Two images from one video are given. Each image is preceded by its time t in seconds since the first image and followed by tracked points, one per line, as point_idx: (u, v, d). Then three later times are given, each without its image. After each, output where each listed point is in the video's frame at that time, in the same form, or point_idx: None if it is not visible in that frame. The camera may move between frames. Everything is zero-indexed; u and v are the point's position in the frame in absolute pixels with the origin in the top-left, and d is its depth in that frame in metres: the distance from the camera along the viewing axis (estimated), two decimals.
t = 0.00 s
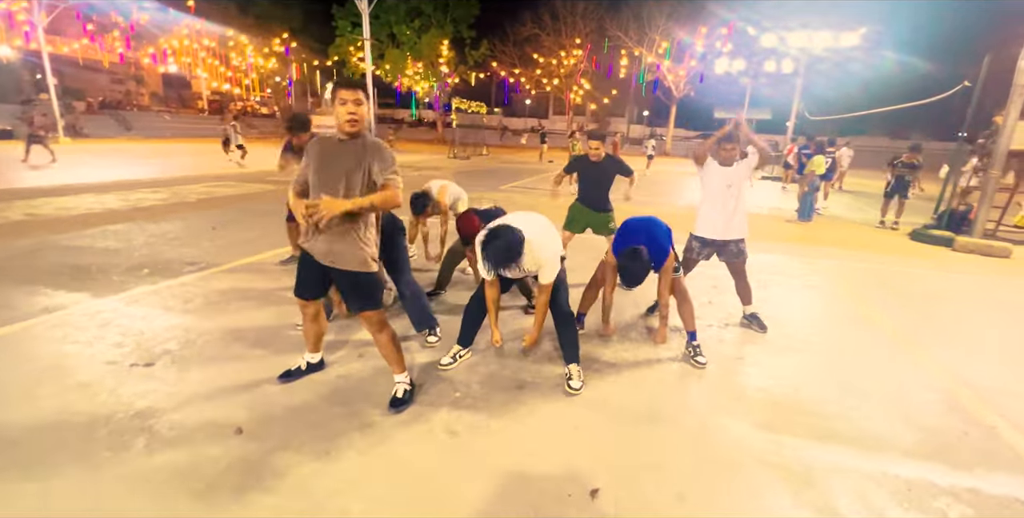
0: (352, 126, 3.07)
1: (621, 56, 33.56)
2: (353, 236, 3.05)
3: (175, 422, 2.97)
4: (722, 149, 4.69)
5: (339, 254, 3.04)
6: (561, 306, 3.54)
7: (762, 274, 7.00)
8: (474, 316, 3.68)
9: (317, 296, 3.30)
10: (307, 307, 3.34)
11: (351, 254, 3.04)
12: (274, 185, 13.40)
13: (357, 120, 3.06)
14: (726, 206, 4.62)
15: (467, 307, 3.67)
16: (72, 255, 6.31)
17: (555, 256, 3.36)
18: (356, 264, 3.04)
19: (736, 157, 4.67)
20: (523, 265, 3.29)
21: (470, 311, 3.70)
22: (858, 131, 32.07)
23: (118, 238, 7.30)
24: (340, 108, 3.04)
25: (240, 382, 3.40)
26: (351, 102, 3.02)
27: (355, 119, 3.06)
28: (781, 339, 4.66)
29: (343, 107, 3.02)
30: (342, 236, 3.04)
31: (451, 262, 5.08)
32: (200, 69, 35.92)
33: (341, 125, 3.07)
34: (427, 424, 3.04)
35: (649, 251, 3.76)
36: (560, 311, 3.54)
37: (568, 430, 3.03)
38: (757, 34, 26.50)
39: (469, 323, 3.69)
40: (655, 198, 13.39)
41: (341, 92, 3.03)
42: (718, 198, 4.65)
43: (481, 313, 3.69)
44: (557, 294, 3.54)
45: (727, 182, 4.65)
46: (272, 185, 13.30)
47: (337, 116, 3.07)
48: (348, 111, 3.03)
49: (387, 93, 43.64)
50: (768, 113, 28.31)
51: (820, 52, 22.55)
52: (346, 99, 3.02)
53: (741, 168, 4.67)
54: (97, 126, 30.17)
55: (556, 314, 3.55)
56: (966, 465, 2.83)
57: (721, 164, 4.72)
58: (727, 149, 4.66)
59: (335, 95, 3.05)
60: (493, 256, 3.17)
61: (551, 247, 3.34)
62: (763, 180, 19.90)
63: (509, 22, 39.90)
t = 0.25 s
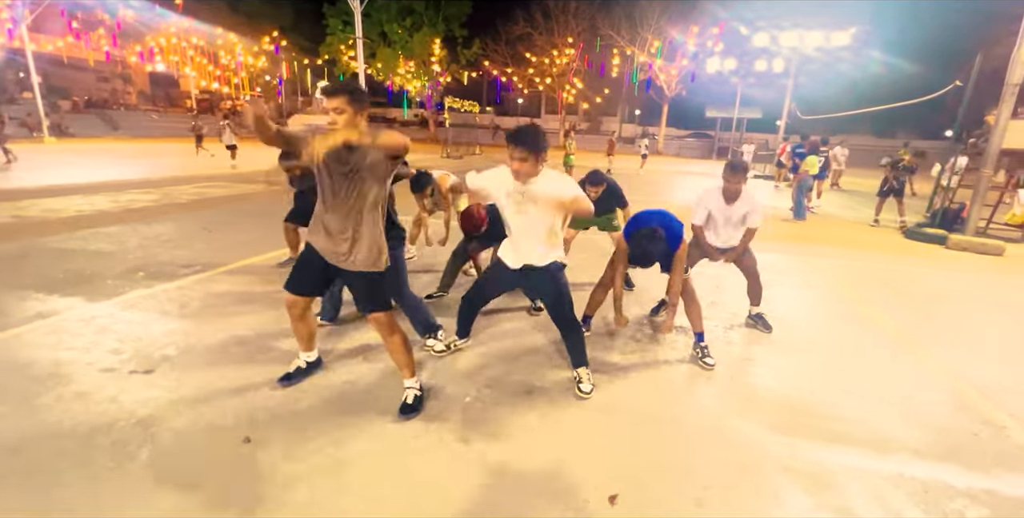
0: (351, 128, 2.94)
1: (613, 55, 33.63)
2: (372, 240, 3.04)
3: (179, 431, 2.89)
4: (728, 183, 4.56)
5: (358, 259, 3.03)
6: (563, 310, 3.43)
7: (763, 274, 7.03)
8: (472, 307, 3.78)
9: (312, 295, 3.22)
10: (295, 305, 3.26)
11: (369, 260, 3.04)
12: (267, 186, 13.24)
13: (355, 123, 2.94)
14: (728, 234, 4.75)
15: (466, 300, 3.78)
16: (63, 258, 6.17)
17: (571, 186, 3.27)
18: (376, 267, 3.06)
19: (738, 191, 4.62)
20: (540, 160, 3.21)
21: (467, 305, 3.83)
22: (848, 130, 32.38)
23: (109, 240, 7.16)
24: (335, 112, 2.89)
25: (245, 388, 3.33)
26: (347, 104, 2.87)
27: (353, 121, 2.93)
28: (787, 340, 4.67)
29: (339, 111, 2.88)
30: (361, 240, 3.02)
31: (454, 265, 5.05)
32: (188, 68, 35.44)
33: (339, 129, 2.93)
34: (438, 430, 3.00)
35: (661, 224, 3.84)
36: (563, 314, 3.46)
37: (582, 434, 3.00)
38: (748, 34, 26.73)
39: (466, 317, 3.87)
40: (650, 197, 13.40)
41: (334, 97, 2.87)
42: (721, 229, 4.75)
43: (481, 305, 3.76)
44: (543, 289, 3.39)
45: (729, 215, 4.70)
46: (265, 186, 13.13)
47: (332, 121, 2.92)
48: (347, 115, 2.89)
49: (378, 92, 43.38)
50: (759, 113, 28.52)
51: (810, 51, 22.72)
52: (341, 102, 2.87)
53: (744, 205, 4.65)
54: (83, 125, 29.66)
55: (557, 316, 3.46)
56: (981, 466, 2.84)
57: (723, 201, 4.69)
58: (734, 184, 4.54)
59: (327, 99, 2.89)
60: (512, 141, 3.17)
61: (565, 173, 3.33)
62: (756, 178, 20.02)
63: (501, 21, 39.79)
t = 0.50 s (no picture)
0: (307, 141, 2.95)
1: (605, 55, 33.72)
2: (343, 248, 3.06)
3: (185, 435, 2.85)
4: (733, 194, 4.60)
5: (333, 269, 3.07)
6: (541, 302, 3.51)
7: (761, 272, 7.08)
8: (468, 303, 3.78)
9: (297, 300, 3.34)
10: (279, 308, 3.40)
11: (341, 268, 3.06)
12: (260, 186, 13.11)
13: (308, 136, 2.94)
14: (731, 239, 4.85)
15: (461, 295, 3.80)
16: (55, 260, 6.06)
17: (550, 164, 3.46)
18: (349, 275, 3.07)
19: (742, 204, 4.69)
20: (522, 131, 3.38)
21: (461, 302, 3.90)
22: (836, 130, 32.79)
23: (102, 242, 7.04)
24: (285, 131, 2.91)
25: (250, 391, 3.29)
26: (294, 121, 2.88)
27: (305, 135, 2.93)
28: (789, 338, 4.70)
29: (288, 128, 2.89)
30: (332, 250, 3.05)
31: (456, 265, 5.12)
32: (177, 67, 35.03)
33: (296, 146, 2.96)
34: (446, 431, 2.98)
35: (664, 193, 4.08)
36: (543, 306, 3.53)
37: (591, 434, 3.01)
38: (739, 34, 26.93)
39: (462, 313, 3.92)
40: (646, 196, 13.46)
41: (283, 115, 2.89)
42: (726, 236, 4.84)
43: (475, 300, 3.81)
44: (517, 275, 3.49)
45: (735, 225, 4.79)
46: (259, 186, 13.01)
47: (287, 139, 2.95)
48: (296, 131, 2.90)
49: (370, 92, 43.17)
50: (750, 112, 28.73)
51: (801, 51, 22.90)
52: (288, 121, 2.88)
53: (747, 216, 4.71)
54: (69, 125, 29.19)
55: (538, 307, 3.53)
56: (986, 461, 2.87)
57: (726, 210, 4.75)
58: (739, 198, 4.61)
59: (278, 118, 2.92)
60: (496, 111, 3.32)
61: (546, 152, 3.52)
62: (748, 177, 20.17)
63: (493, 20, 39.75)
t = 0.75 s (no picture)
0: (275, 129, 2.99)
1: (598, 54, 33.82)
2: (306, 239, 3.10)
3: (203, 435, 2.85)
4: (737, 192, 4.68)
5: (294, 258, 3.13)
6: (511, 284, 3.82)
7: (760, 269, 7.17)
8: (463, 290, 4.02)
9: (259, 292, 3.28)
10: (239, 304, 3.26)
11: (303, 259, 3.12)
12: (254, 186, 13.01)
13: (277, 124, 2.96)
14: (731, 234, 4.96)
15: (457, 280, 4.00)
16: (53, 261, 5.99)
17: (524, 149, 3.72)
18: (309, 264, 3.13)
19: (745, 205, 4.78)
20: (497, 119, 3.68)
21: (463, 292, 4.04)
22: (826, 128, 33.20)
23: (98, 243, 6.96)
24: (253, 117, 2.92)
25: (264, 390, 3.30)
26: (262, 109, 2.89)
27: (273, 124, 2.95)
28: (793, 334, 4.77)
29: (257, 116, 2.92)
30: (292, 241, 3.11)
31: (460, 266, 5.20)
32: (166, 66, 34.58)
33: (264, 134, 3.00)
34: (462, 427, 3.01)
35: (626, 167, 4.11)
36: (518, 288, 3.85)
37: (605, 428, 3.06)
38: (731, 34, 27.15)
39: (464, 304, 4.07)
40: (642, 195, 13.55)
41: (251, 102, 2.91)
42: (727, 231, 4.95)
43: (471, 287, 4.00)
44: (497, 254, 3.79)
45: (740, 225, 4.89)
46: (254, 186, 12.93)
47: (255, 125, 2.97)
48: (265, 119, 2.92)
49: (362, 91, 42.95)
50: (742, 111, 28.98)
51: (792, 51, 23.12)
52: (256, 107, 2.90)
53: (751, 216, 4.82)
54: (56, 124, 28.68)
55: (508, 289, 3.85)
56: (990, 451, 2.95)
57: (731, 209, 4.86)
58: (742, 198, 4.70)
59: (246, 103, 2.93)
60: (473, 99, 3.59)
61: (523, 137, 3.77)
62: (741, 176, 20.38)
63: (485, 20, 39.75)
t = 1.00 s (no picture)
0: (273, 123, 3.07)
1: (591, 54, 33.93)
2: (298, 232, 3.12)
3: (220, 436, 2.85)
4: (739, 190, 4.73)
5: (283, 251, 3.11)
6: (502, 280, 3.90)
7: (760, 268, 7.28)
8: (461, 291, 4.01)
9: (253, 293, 3.25)
10: (238, 306, 3.25)
11: (294, 250, 3.12)
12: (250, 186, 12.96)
13: (279, 122, 3.06)
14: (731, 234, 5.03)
15: (454, 283, 3.99)
16: (53, 263, 5.93)
17: (517, 148, 3.78)
18: (300, 257, 3.13)
19: (746, 202, 4.84)
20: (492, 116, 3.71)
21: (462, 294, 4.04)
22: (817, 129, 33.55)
23: (99, 245, 6.91)
24: (256, 112, 3.04)
25: (280, 391, 3.30)
26: (266, 103, 3.01)
27: (275, 121, 3.05)
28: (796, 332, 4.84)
29: (265, 112, 3.04)
30: (282, 232, 3.10)
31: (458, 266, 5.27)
32: (156, 65, 34.14)
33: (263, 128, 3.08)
34: (480, 427, 3.02)
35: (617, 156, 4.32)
36: (513, 285, 3.91)
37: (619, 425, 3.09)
38: (724, 35, 27.37)
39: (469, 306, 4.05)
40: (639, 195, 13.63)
41: (254, 98, 3.03)
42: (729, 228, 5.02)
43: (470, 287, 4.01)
44: (488, 254, 3.83)
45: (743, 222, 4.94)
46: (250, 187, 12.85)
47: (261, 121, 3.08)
48: (267, 115, 3.03)
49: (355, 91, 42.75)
50: (734, 111, 29.22)
51: (784, 52, 23.35)
52: (259, 103, 3.02)
53: (753, 214, 4.87)
54: (44, 124, 28.32)
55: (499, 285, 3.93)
56: (993, 443, 3.04)
57: (733, 208, 4.92)
58: (742, 194, 4.74)
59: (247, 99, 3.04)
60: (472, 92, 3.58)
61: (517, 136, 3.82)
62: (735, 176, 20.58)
63: (479, 20, 39.77)
